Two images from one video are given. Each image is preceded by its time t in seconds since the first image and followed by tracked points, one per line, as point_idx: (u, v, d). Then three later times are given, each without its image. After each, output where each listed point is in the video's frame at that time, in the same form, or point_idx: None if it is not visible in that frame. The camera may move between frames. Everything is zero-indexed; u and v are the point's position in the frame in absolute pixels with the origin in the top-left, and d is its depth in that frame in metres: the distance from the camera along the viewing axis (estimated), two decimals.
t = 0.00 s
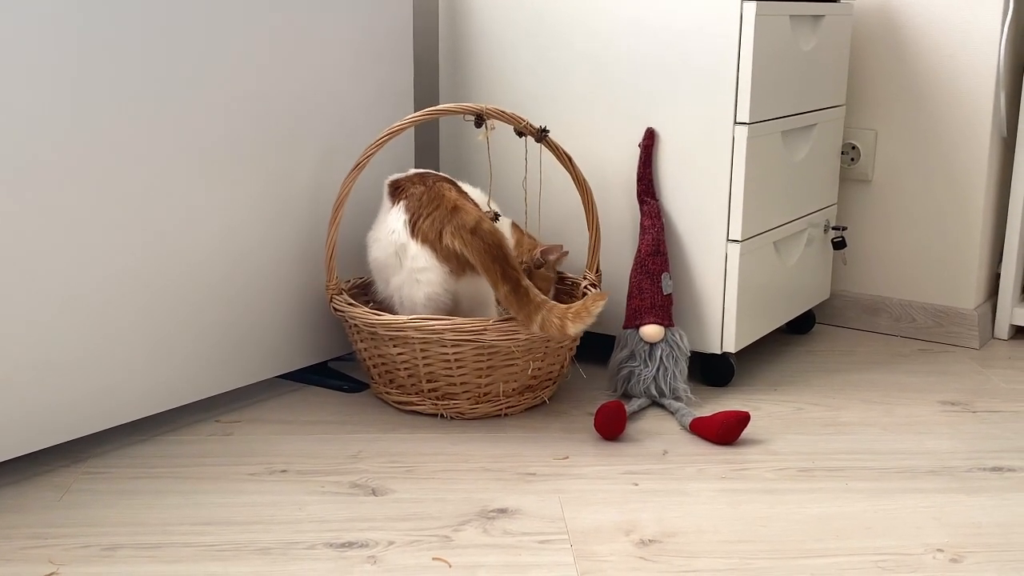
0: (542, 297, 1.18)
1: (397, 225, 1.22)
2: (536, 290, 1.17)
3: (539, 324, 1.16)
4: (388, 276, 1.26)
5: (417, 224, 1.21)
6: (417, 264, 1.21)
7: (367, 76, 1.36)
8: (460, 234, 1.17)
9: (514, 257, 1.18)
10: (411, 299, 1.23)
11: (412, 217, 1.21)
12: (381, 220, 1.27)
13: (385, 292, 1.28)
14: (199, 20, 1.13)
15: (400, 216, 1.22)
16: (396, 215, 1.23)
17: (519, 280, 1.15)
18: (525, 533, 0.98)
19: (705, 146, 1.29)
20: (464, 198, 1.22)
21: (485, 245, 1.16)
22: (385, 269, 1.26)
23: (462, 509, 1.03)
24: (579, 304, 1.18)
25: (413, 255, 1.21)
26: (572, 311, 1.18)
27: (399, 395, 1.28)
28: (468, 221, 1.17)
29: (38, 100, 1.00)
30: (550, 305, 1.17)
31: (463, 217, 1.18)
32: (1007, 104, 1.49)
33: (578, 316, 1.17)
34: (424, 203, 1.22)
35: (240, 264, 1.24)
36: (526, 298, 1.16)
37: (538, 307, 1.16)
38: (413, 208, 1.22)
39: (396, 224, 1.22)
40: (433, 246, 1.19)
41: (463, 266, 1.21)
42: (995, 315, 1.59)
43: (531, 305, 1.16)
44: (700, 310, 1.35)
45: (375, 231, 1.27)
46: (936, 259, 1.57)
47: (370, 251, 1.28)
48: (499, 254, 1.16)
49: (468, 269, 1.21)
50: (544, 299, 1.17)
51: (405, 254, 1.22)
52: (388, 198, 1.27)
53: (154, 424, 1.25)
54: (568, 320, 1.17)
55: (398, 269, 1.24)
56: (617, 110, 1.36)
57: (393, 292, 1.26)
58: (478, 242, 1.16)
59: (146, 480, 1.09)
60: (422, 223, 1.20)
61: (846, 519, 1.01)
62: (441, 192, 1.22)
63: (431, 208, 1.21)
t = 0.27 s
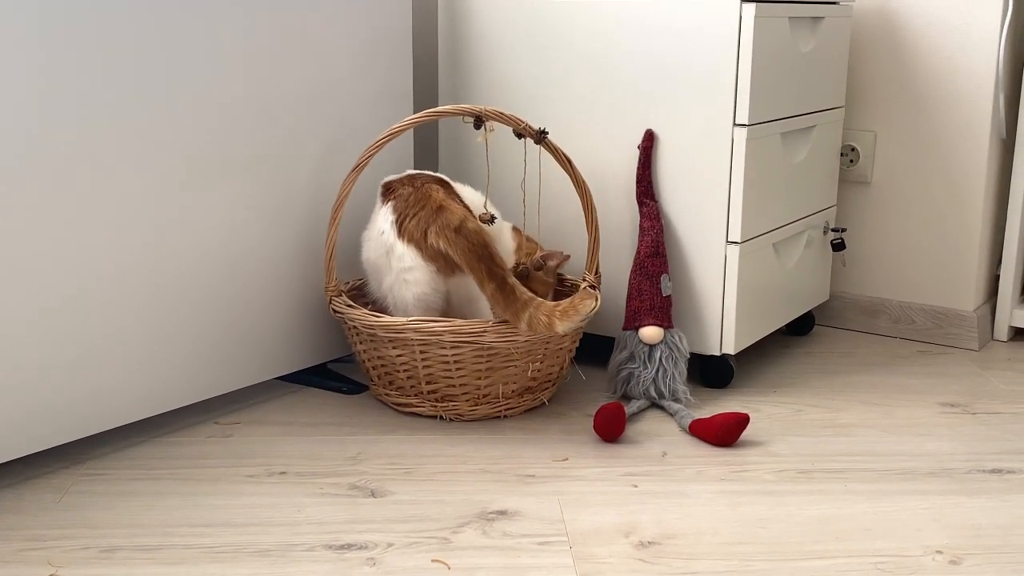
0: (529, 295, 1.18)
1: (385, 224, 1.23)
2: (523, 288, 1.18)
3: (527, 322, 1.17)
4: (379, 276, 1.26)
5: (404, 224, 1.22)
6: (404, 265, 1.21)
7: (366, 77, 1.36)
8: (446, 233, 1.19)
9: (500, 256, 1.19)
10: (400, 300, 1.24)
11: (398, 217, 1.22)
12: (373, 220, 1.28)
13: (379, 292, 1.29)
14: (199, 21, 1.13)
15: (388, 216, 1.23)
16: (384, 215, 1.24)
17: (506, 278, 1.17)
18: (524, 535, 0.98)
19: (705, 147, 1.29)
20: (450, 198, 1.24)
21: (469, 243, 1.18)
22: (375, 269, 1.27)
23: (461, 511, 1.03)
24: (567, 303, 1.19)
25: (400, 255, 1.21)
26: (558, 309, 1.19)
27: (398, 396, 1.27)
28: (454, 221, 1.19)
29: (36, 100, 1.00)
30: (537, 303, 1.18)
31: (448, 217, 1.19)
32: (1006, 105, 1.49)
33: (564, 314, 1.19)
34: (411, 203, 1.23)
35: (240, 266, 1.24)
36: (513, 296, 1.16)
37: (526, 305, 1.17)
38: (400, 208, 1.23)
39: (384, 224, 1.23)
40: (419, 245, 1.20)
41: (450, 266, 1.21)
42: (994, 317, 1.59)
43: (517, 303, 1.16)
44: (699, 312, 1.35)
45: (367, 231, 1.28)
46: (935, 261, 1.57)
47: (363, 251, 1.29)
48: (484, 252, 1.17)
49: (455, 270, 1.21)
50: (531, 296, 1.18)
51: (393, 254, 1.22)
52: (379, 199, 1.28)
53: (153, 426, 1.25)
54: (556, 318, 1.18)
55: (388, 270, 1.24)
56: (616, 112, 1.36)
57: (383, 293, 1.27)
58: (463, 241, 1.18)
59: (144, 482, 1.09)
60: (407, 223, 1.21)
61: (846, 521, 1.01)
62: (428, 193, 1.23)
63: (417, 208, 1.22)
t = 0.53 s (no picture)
0: (519, 289, 1.18)
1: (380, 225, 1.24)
2: (513, 282, 1.18)
3: (520, 316, 1.17)
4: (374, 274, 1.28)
5: (392, 227, 1.21)
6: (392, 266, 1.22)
7: (367, 80, 1.36)
8: (431, 237, 1.18)
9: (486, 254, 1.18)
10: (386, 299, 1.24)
11: (390, 219, 1.22)
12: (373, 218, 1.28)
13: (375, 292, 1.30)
14: (200, 24, 1.13)
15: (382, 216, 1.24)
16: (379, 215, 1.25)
17: (495, 276, 1.16)
18: (525, 539, 0.98)
19: (705, 150, 1.29)
20: (439, 198, 1.23)
21: (453, 246, 1.16)
22: (372, 268, 1.28)
23: (462, 515, 1.03)
24: (558, 294, 1.20)
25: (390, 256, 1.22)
26: (551, 301, 1.19)
27: (399, 399, 1.27)
28: (439, 223, 1.18)
29: (36, 102, 1.00)
30: (530, 297, 1.18)
31: (433, 219, 1.18)
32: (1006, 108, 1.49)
33: (557, 306, 1.19)
34: (400, 206, 1.22)
35: (240, 269, 1.24)
36: (503, 293, 1.16)
37: (518, 300, 1.17)
38: (392, 209, 1.23)
39: (379, 224, 1.24)
40: (405, 250, 1.19)
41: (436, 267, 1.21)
42: (995, 320, 1.59)
43: (508, 299, 1.17)
44: (700, 315, 1.35)
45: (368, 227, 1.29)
46: (935, 264, 1.57)
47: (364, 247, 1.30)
48: (469, 254, 1.16)
49: (443, 272, 1.21)
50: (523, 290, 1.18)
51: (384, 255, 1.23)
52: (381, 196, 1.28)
53: (154, 429, 1.25)
54: (548, 310, 1.18)
55: (379, 269, 1.25)
56: (617, 115, 1.36)
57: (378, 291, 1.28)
58: (447, 243, 1.17)
59: (145, 485, 1.09)
60: (396, 227, 1.21)
61: (847, 525, 1.01)
62: (416, 194, 1.22)
63: (405, 211, 1.21)
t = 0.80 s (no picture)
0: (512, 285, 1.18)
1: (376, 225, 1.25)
2: (505, 278, 1.18)
3: (513, 311, 1.17)
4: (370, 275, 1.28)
5: (387, 226, 1.23)
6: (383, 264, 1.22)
7: (368, 82, 1.36)
8: (421, 235, 1.19)
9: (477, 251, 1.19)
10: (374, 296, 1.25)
11: (386, 219, 1.24)
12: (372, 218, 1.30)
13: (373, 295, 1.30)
14: (200, 26, 1.13)
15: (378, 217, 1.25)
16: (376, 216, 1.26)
17: (485, 272, 1.17)
18: (525, 541, 0.98)
19: (705, 153, 1.29)
20: (435, 197, 1.23)
21: (442, 243, 1.17)
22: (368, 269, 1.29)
23: (462, 517, 1.03)
24: (550, 289, 1.19)
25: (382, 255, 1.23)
26: (543, 296, 1.19)
27: (399, 402, 1.27)
28: (429, 221, 1.19)
29: (37, 104, 1.00)
30: (521, 293, 1.17)
31: (423, 217, 1.20)
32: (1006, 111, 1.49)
33: (550, 300, 1.19)
34: (395, 206, 1.23)
35: (241, 270, 1.24)
36: (494, 289, 1.17)
37: (509, 295, 1.17)
38: (389, 209, 1.24)
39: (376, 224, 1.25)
40: (396, 249, 1.21)
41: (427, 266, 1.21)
42: (995, 323, 1.59)
43: (499, 295, 1.17)
44: (700, 317, 1.35)
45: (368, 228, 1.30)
46: (935, 267, 1.57)
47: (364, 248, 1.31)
48: (459, 250, 1.17)
49: (434, 271, 1.21)
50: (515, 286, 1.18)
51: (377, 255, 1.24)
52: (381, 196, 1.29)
53: (154, 431, 1.25)
54: (541, 304, 1.18)
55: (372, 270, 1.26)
56: (617, 118, 1.36)
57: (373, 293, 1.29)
58: (437, 240, 1.18)
59: (145, 488, 1.09)
60: (389, 226, 1.22)
61: (847, 528, 1.01)
62: (409, 194, 1.24)
63: (399, 211, 1.23)
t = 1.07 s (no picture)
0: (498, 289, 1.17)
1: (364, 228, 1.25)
2: (490, 282, 1.17)
3: (500, 315, 1.16)
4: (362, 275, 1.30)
5: (372, 232, 1.23)
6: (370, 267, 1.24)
7: (367, 83, 1.36)
8: (401, 243, 1.19)
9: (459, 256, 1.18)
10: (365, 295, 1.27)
11: (373, 222, 1.24)
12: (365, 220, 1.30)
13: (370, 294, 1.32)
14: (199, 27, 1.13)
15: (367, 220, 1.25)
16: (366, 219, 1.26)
17: (467, 278, 1.16)
18: (524, 542, 0.97)
19: (705, 154, 1.29)
20: (421, 202, 1.22)
21: (421, 251, 1.17)
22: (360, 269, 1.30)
23: (461, 518, 1.02)
24: (536, 292, 1.17)
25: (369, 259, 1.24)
26: (530, 300, 1.17)
27: (398, 403, 1.27)
28: (409, 228, 1.18)
29: (36, 104, 1.00)
30: (506, 297, 1.16)
31: (405, 224, 1.19)
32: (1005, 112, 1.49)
33: (536, 304, 1.17)
34: (381, 211, 1.23)
35: (239, 271, 1.24)
36: (477, 295, 1.16)
37: (494, 299, 1.16)
38: (376, 213, 1.24)
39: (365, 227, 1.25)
40: (380, 256, 1.21)
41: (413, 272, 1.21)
42: (994, 324, 1.59)
43: (483, 301, 1.16)
44: (700, 319, 1.35)
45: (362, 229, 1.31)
46: (934, 269, 1.57)
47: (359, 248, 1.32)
48: (439, 258, 1.16)
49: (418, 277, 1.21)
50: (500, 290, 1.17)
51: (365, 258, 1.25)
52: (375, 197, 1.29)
53: (153, 432, 1.25)
54: (527, 308, 1.17)
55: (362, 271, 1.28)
56: (616, 119, 1.36)
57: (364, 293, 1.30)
58: (417, 248, 1.17)
59: (144, 488, 1.09)
60: (374, 232, 1.22)
61: (846, 529, 1.01)
62: (396, 198, 1.23)
63: (384, 216, 1.22)
